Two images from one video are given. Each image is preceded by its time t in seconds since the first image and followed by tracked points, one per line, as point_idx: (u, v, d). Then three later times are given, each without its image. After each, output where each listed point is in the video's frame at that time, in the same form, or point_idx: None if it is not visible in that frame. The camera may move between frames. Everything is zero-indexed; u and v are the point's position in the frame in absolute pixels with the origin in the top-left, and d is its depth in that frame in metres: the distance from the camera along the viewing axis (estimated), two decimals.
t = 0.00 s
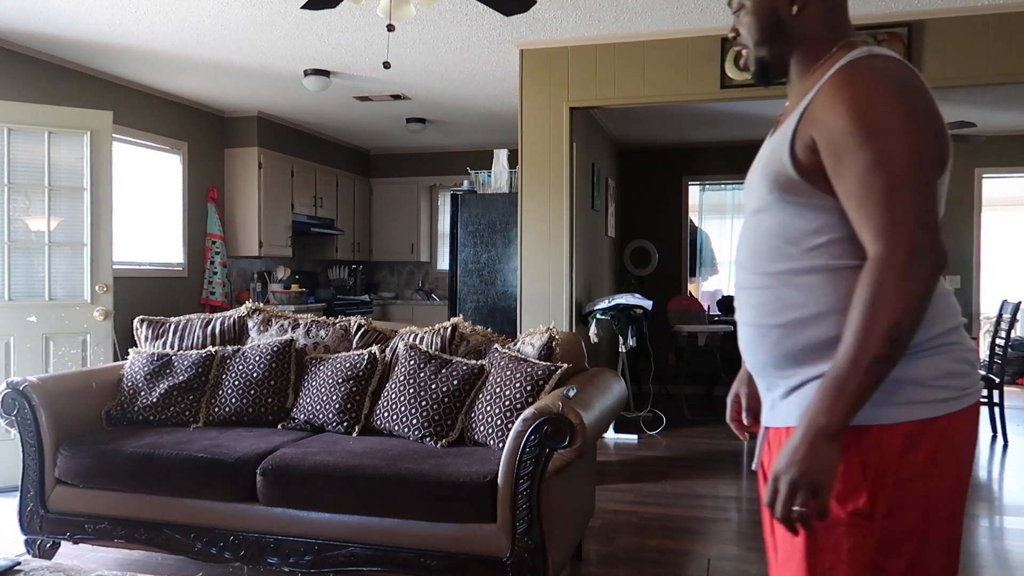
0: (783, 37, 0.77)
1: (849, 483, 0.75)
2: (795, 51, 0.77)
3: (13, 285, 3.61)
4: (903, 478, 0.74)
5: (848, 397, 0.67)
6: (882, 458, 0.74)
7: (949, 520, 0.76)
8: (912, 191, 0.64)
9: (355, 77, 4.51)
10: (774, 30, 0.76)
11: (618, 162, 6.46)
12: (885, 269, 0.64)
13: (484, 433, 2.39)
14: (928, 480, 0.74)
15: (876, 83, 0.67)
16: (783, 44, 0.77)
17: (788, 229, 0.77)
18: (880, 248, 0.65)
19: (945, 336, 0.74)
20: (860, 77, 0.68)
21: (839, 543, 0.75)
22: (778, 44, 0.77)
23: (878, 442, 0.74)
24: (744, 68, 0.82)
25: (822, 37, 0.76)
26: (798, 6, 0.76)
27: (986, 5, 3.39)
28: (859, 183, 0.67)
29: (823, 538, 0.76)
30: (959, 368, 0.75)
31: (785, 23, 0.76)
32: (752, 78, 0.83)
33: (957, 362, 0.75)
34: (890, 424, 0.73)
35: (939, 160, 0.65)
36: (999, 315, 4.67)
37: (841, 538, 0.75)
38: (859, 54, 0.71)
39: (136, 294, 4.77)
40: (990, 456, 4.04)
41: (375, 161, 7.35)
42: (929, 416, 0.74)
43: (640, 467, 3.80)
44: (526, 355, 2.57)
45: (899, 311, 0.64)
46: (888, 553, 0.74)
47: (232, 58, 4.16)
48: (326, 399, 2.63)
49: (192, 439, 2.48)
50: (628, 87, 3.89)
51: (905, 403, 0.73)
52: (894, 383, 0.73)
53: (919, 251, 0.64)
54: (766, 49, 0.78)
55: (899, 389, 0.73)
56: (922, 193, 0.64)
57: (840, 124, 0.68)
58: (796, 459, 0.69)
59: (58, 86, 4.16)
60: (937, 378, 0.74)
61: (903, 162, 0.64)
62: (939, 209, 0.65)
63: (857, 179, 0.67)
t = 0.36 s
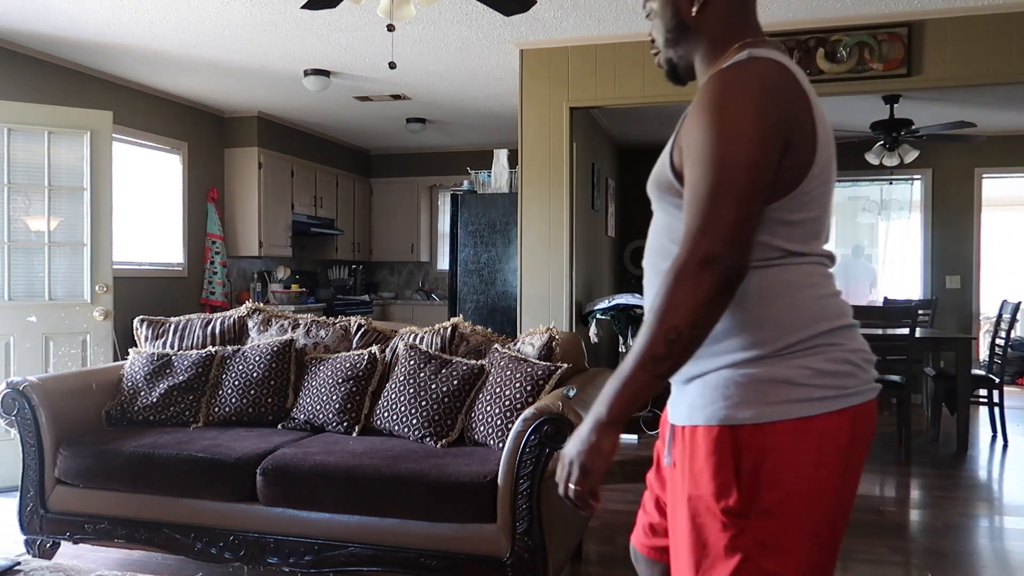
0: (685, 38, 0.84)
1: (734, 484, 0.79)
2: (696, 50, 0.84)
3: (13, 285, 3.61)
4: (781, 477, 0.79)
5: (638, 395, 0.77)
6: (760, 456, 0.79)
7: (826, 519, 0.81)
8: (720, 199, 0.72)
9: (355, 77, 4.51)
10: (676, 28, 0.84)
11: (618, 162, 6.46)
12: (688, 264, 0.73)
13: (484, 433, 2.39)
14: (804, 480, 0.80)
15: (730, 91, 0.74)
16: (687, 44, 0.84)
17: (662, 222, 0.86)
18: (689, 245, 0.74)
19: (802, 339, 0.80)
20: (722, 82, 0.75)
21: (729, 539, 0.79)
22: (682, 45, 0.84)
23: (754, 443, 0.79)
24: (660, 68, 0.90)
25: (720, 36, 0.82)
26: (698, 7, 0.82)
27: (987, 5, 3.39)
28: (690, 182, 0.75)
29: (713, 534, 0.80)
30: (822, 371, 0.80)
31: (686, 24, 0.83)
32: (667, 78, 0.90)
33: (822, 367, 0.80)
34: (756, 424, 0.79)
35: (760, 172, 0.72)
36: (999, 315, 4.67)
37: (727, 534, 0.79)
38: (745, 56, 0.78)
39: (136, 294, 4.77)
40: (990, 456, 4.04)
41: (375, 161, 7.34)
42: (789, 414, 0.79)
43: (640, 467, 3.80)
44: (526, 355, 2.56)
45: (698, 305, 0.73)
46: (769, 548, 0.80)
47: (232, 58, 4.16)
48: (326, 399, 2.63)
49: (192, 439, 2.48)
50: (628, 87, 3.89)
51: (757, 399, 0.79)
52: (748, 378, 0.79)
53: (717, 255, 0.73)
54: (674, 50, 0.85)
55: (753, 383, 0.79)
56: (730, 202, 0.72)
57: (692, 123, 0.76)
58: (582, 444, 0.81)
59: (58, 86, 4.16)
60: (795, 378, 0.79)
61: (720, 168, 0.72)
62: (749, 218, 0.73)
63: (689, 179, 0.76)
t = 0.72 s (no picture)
0: (584, 77, 0.91)
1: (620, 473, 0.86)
2: (594, 86, 0.91)
3: (13, 285, 3.61)
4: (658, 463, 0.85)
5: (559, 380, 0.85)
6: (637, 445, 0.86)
7: (707, 503, 0.88)
8: (604, 201, 0.80)
9: (355, 77, 4.51)
10: (577, 66, 0.91)
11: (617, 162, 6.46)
12: (584, 261, 0.81)
13: (483, 433, 2.39)
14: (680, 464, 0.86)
15: (607, 104, 0.82)
16: (584, 80, 0.91)
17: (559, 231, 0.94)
18: (582, 245, 0.82)
19: (679, 332, 0.87)
20: (602, 95, 0.83)
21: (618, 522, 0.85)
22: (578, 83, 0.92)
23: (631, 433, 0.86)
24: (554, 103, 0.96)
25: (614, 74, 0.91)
26: (597, 47, 0.90)
27: (987, 5, 3.39)
28: (578, 186, 0.83)
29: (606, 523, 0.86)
30: (695, 361, 0.88)
31: (584, 64, 0.91)
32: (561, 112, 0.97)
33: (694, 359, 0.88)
34: (634, 413, 0.86)
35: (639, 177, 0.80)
36: (999, 315, 4.67)
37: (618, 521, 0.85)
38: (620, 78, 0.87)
39: (135, 294, 4.77)
40: (990, 456, 4.04)
41: (375, 161, 7.34)
42: (665, 403, 0.86)
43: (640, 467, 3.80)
44: (527, 355, 2.55)
45: (596, 301, 0.81)
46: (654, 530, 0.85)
47: (232, 58, 4.16)
48: (326, 399, 2.64)
49: (192, 439, 2.48)
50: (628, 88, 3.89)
51: (637, 389, 0.86)
52: (629, 370, 0.87)
53: (613, 247, 0.80)
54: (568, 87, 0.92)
55: (634, 374, 0.87)
56: (612, 204, 0.80)
57: (574, 134, 0.84)
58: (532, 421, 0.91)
59: (57, 86, 4.16)
60: (666, 370, 0.86)
61: (603, 173, 0.80)
62: (633, 218, 0.80)
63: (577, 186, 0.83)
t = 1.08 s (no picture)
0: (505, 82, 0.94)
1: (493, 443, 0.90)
2: (512, 87, 0.94)
3: (13, 285, 3.61)
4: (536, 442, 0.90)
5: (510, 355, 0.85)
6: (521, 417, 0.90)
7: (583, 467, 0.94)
8: (545, 181, 0.83)
9: (355, 77, 4.51)
10: (498, 67, 0.93)
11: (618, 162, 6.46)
12: (529, 240, 0.84)
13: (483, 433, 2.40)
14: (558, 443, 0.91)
15: (533, 99, 0.87)
16: (503, 81, 0.94)
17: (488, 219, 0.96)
18: (525, 226, 0.84)
19: (595, 312, 0.94)
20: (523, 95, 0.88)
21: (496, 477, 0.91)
22: (496, 84, 0.94)
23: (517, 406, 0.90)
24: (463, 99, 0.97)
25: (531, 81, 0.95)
26: (517, 52, 0.93)
27: (988, 5, 3.39)
28: (515, 172, 0.85)
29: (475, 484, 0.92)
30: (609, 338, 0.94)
31: (507, 69, 0.93)
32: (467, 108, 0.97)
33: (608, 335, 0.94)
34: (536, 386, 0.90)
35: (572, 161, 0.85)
36: (999, 315, 4.66)
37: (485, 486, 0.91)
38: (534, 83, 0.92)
39: (135, 293, 4.76)
40: (990, 457, 4.04)
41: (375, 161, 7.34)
42: (573, 378, 0.91)
43: (640, 467, 3.80)
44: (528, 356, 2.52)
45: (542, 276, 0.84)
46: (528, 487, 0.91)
47: (232, 58, 4.16)
48: (326, 399, 2.64)
49: (192, 439, 2.48)
50: (628, 88, 3.89)
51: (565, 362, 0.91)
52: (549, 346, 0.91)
53: (553, 224, 0.83)
54: (483, 87, 0.94)
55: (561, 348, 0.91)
56: (554, 182, 0.83)
57: (503, 127, 0.87)
58: (469, 393, 0.86)
59: (57, 86, 4.16)
60: (576, 348, 0.91)
61: (541, 156, 0.83)
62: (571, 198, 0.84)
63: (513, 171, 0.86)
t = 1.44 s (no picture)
0: (426, 82, 1.00)
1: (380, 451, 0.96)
2: (431, 90, 1.00)
3: (13, 285, 3.61)
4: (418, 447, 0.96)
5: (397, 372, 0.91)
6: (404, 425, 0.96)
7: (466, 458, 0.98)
8: (430, 206, 0.89)
9: (355, 77, 4.51)
10: (422, 67, 0.99)
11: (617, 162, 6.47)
12: (414, 263, 0.89)
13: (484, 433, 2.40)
14: (439, 448, 0.97)
15: (433, 121, 0.92)
16: (422, 83, 1.00)
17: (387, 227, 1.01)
18: (412, 251, 0.89)
19: (482, 322, 0.99)
20: (424, 119, 0.92)
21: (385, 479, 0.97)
22: (417, 82, 1.00)
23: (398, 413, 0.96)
24: (382, 92, 1.02)
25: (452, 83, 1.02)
26: (442, 59, 1.00)
27: (988, 5, 3.38)
28: (408, 192, 0.91)
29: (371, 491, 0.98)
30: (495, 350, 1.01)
31: (429, 70, 1.00)
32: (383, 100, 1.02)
33: (491, 347, 1.00)
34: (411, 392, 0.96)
35: (461, 187, 0.90)
36: (999, 315, 4.66)
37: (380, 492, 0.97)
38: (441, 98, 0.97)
39: (135, 293, 4.76)
40: (990, 457, 4.04)
41: (375, 161, 7.35)
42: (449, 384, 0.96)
43: (640, 467, 3.80)
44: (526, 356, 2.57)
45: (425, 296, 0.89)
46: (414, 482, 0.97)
47: (232, 58, 4.15)
48: (326, 399, 2.64)
49: (192, 439, 2.48)
50: (627, 87, 3.89)
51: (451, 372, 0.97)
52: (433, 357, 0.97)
53: (437, 251, 0.89)
54: (405, 83, 1.00)
55: (447, 359, 0.97)
56: (441, 207, 0.89)
57: (403, 147, 0.92)
58: (364, 423, 0.93)
59: (57, 86, 4.16)
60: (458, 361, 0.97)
61: (431, 181, 0.89)
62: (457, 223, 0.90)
63: (406, 189, 0.91)
